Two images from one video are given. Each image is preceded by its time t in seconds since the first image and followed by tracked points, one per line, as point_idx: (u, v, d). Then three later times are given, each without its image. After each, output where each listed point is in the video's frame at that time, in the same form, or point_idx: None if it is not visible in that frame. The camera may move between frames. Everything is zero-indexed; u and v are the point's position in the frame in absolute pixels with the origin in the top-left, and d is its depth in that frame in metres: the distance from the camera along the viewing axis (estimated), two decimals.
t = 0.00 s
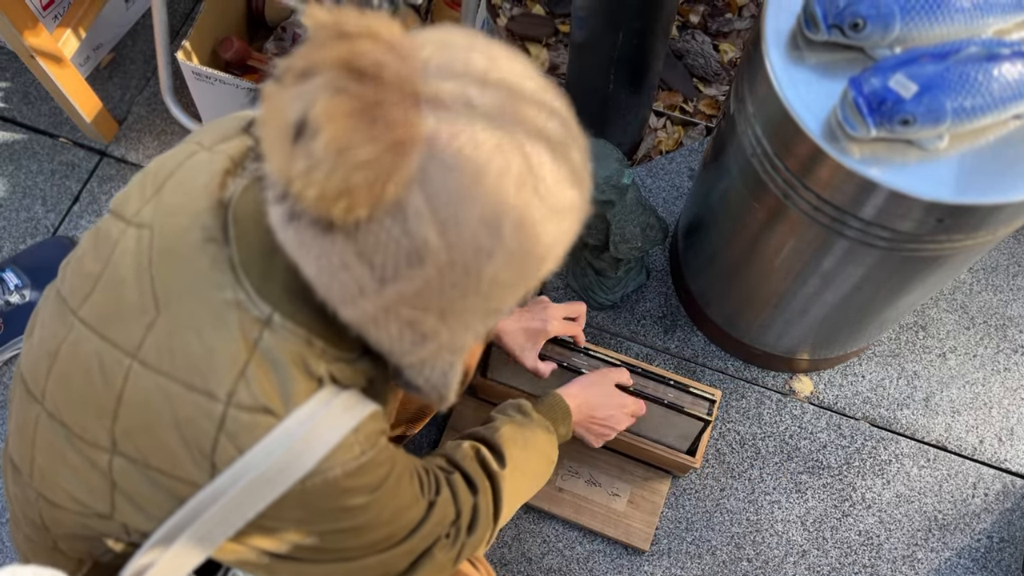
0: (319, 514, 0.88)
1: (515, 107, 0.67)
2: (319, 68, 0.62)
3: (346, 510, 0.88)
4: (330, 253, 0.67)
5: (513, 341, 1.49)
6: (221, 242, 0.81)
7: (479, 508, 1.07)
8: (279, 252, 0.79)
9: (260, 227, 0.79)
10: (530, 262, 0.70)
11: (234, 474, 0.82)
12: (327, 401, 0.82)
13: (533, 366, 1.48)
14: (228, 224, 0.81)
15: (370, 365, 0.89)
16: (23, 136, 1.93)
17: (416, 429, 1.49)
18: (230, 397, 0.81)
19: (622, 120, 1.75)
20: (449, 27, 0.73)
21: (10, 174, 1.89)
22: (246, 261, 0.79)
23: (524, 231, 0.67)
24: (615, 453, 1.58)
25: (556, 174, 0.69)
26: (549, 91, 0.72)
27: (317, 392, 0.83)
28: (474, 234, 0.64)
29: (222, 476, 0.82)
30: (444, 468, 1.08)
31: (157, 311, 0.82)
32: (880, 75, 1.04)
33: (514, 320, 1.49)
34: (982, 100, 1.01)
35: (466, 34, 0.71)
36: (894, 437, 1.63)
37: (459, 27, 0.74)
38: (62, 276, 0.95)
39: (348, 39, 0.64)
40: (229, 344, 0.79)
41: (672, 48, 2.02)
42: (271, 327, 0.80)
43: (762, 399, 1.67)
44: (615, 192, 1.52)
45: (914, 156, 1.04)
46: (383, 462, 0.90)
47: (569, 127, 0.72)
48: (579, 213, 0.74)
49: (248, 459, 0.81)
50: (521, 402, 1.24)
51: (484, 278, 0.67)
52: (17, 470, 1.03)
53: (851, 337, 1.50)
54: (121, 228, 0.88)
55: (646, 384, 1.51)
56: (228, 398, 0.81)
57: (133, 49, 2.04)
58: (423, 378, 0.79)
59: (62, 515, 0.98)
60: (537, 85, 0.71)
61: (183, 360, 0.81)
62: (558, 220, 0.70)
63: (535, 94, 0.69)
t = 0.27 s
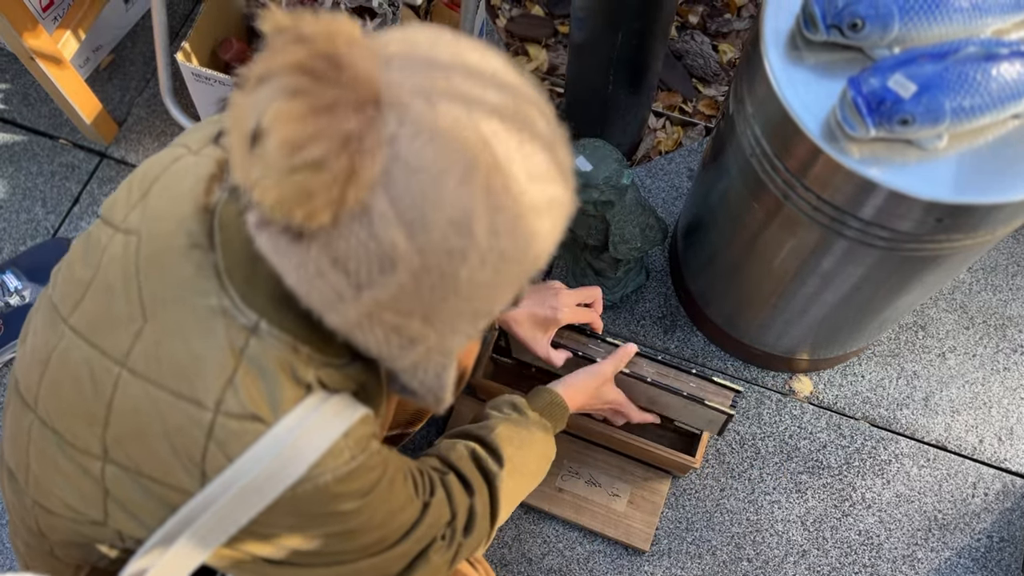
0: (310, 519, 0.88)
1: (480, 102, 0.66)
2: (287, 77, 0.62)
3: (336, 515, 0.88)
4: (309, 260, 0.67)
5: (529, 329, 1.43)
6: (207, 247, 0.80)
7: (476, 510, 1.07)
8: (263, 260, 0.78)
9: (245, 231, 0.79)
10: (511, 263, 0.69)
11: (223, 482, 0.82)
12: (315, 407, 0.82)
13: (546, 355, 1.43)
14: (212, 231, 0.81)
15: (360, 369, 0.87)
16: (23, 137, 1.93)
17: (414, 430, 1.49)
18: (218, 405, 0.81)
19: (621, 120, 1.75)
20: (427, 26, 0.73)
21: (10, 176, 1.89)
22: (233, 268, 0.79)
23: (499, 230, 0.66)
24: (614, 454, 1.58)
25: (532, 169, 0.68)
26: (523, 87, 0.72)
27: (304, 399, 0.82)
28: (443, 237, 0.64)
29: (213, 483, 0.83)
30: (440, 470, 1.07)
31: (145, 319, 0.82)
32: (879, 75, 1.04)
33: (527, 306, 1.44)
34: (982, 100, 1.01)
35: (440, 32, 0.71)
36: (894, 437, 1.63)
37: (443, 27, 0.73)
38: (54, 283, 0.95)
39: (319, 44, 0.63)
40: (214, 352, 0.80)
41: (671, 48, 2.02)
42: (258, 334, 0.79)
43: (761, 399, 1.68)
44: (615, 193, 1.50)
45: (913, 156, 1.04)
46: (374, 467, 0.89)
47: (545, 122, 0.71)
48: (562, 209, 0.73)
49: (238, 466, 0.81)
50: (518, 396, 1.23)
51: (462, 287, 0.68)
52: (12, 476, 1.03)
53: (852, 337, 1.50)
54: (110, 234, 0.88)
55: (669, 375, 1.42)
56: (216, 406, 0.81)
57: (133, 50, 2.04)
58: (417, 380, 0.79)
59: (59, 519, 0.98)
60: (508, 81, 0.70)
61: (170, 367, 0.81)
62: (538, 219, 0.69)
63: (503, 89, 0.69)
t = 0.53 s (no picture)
0: (298, 527, 0.87)
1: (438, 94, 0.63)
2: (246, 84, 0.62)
3: (325, 523, 0.88)
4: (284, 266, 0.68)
5: (553, 319, 1.37)
6: (189, 255, 0.81)
7: (475, 523, 1.05)
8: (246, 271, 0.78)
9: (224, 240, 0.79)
10: (487, 266, 0.68)
11: (210, 492, 0.82)
12: (302, 416, 0.82)
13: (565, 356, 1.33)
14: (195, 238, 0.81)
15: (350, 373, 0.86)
16: (21, 139, 1.93)
17: (411, 431, 1.48)
18: (203, 416, 0.81)
19: (620, 122, 1.75)
20: (399, 24, 0.72)
21: (8, 178, 1.89)
22: (218, 277, 0.79)
23: (468, 229, 0.64)
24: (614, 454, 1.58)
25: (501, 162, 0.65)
26: (495, 80, 0.70)
27: (290, 407, 0.82)
28: (407, 238, 0.63)
29: (199, 493, 0.83)
30: (442, 476, 1.06)
31: (130, 328, 0.82)
32: (877, 75, 1.04)
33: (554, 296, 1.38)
34: (979, 99, 1.02)
35: (409, 31, 0.70)
36: (893, 436, 1.63)
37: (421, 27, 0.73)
38: (44, 291, 0.95)
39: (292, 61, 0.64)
40: (198, 361, 0.80)
41: (669, 49, 2.02)
42: (242, 345, 0.79)
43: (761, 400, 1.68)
44: (613, 193, 1.52)
45: (911, 156, 1.04)
46: (365, 475, 0.88)
47: (518, 116, 0.69)
48: (541, 207, 0.71)
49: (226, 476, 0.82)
50: (538, 424, 1.21)
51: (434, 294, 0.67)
52: (8, 479, 1.03)
53: (850, 336, 1.50)
54: (96, 241, 0.88)
55: (699, 387, 1.32)
56: (201, 417, 0.81)
57: (131, 52, 2.04)
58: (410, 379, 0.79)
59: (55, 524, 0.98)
60: (477, 74, 0.68)
61: (155, 378, 0.81)
62: (512, 217, 0.67)
63: (467, 81, 0.67)
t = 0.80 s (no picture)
0: (288, 546, 0.88)
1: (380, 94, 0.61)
2: (188, 96, 0.61)
3: (316, 543, 0.88)
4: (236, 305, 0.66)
5: (575, 328, 1.30)
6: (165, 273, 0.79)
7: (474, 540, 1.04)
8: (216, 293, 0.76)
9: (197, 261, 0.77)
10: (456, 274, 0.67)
11: (196, 515, 0.83)
12: (288, 438, 0.82)
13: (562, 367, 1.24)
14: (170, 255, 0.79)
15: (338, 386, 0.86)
16: (18, 143, 1.93)
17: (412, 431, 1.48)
18: (186, 440, 0.81)
19: (618, 123, 1.75)
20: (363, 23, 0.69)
21: (5, 182, 1.88)
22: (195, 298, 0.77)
23: (428, 235, 0.63)
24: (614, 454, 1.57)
25: (460, 162, 0.63)
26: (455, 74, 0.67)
27: (277, 427, 0.82)
28: (363, 251, 0.62)
29: (186, 515, 0.83)
30: (442, 486, 1.04)
31: (112, 349, 0.82)
32: (873, 75, 1.04)
33: (575, 305, 1.32)
34: (975, 98, 1.02)
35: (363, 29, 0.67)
36: (891, 435, 1.64)
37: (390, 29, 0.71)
38: (32, 305, 0.95)
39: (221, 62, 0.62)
40: (178, 384, 0.79)
41: (665, 49, 2.03)
42: (223, 367, 0.79)
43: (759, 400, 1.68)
44: (611, 194, 1.51)
45: (907, 155, 1.04)
46: (356, 494, 0.88)
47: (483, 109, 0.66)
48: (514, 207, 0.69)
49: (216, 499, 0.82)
50: (547, 437, 1.14)
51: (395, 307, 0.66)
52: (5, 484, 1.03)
53: (848, 336, 1.50)
54: (76, 254, 0.88)
55: (716, 394, 1.10)
56: (183, 442, 0.81)
57: (128, 54, 2.03)
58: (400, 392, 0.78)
59: (51, 531, 0.98)
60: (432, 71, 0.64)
61: (136, 401, 0.81)
62: (478, 222, 0.65)
63: (414, 80, 0.63)
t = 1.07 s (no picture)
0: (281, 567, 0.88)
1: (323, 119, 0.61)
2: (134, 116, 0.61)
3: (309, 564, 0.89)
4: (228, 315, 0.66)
5: (582, 312, 1.21)
6: (143, 295, 0.80)
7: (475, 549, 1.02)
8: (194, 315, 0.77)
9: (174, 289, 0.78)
10: (413, 302, 0.67)
11: (188, 538, 0.84)
12: (277, 460, 0.83)
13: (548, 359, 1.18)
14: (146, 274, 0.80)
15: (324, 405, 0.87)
16: (13, 146, 1.93)
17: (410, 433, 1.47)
18: (173, 465, 0.83)
19: (613, 123, 1.75)
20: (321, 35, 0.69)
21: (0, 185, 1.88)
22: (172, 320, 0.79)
23: (375, 265, 0.63)
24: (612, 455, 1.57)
25: (410, 188, 0.62)
26: (411, 88, 0.66)
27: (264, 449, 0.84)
28: (306, 283, 0.63)
29: (178, 538, 0.85)
30: (442, 490, 1.03)
31: (94, 372, 0.84)
32: (866, 74, 1.04)
33: (581, 292, 1.23)
34: (968, 96, 1.02)
35: (315, 40, 0.67)
36: (887, 434, 1.64)
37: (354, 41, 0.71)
38: (20, 318, 0.96)
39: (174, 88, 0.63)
40: (162, 412, 0.82)
41: (660, 50, 2.03)
42: (203, 392, 0.81)
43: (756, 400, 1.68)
44: (607, 194, 1.52)
45: (901, 154, 1.05)
46: (349, 509, 0.89)
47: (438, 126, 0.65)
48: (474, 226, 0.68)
49: (211, 515, 0.83)
50: (551, 442, 1.09)
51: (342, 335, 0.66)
52: None
53: (844, 335, 1.51)
54: (54, 272, 0.90)
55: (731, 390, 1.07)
56: (170, 466, 0.83)
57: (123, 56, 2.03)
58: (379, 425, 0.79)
59: (45, 539, 0.98)
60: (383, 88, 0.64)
61: (121, 426, 0.83)
62: (435, 247, 0.65)
63: (360, 99, 0.62)
